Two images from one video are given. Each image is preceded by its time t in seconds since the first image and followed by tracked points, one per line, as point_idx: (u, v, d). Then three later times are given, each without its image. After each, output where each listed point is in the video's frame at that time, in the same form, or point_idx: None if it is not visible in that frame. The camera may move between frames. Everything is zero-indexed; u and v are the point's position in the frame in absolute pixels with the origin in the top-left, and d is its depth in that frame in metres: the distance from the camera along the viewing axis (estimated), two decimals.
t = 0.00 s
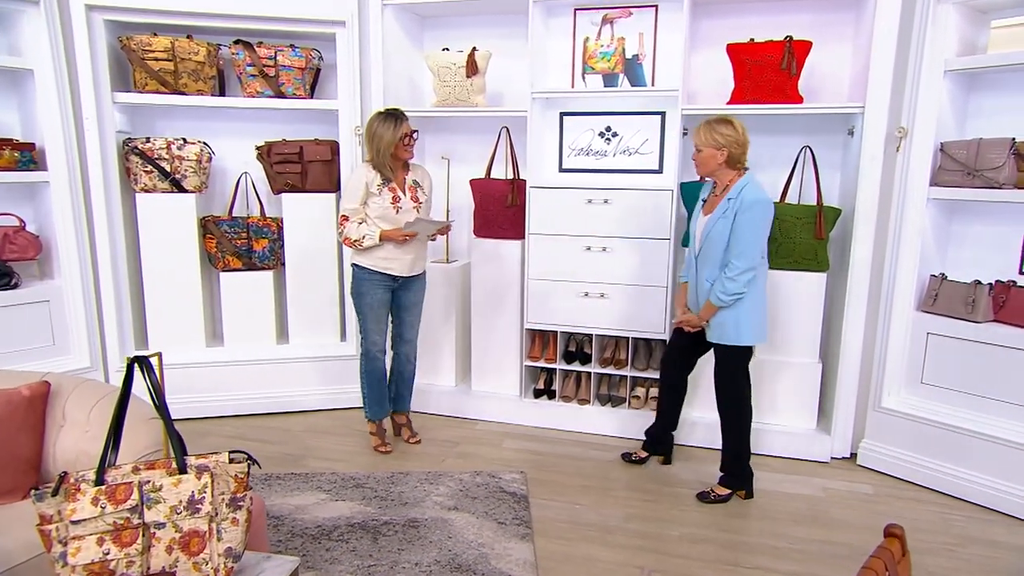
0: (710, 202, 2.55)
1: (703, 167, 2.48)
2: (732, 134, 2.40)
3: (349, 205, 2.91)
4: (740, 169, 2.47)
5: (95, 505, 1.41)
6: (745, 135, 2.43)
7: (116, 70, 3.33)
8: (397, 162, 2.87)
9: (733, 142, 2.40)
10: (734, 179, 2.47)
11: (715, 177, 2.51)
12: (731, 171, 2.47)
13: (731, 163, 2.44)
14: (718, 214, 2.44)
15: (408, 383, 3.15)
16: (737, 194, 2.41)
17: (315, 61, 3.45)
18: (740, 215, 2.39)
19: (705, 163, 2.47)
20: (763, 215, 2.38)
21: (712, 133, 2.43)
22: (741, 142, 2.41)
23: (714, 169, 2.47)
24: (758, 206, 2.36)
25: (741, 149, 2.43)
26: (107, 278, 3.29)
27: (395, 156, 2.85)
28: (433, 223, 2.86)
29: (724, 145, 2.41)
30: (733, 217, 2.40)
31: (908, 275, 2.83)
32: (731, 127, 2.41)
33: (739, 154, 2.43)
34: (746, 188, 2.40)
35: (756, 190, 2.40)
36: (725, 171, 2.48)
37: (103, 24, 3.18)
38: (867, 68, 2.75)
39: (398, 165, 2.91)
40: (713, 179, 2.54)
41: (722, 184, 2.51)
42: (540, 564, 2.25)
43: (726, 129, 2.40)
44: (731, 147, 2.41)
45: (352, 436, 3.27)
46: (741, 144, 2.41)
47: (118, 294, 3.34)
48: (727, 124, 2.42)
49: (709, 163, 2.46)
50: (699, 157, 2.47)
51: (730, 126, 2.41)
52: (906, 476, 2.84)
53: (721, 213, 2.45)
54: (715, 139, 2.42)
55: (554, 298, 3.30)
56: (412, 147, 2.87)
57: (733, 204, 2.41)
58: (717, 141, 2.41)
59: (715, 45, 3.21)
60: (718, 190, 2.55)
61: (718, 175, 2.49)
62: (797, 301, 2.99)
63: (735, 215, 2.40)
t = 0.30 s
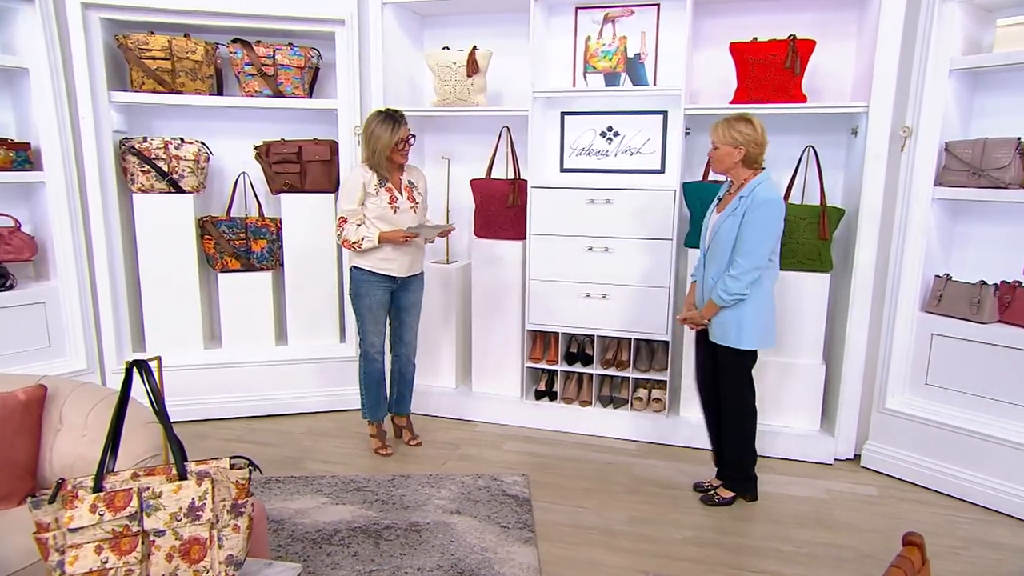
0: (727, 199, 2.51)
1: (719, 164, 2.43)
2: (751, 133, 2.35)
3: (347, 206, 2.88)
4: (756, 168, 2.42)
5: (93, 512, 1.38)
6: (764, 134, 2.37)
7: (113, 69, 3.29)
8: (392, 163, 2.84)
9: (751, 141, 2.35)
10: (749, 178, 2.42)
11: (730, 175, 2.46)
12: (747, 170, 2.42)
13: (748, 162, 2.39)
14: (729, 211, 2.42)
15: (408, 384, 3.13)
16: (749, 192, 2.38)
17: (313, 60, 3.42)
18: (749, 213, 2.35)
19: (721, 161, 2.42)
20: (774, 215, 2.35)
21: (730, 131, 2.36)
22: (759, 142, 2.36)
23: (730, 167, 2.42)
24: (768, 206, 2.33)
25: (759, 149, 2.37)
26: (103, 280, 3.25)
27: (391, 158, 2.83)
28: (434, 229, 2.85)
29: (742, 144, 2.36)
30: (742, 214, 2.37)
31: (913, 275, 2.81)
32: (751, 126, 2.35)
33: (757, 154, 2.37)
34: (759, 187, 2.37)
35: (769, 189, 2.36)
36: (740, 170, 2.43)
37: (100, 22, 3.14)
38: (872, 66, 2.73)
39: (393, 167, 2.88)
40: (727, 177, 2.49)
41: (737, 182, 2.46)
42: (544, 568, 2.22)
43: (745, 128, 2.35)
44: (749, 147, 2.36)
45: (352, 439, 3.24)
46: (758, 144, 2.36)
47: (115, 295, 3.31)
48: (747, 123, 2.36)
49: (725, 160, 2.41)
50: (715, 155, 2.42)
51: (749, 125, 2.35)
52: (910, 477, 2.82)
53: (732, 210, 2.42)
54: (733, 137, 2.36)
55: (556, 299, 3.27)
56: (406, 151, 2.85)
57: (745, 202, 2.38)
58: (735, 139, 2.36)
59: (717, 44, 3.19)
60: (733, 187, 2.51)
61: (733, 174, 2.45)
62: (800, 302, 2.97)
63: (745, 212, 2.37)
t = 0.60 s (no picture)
0: (742, 195, 2.47)
1: (735, 161, 2.39)
2: (767, 129, 2.31)
3: (352, 205, 2.85)
4: (772, 165, 2.38)
5: (102, 518, 1.35)
6: (782, 130, 2.34)
7: (120, 68, 3.27)
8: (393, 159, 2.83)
9: (769, 137, 2.32)
10: (765, 175, 2.39)
11: (746, 171, 2.43)
12: (763, 166, 2.39)
13: (764, 158, 2.36)
14: (742, 207, 2.37)
15: (416, 385, 3.10)
16: (763, 189, 2.33)
17: (321, 59, 3.39)
18: (762, 210, 2.31)
19: (738, 156, 2.37)
20: (788, 213, 2.30)
21: (747, 127, 2.33)
22: (777, 138, 2.33)
23: (746, 164, 2.38)
24: (782, 203, 2.28)
25: (777, 145, 2.34)
26: (110, 280, 3.23)
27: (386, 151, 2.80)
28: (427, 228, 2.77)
29: (758, 140, 2.32)
30: (755, 211, 2.33)
31: (928, 277, 2.78)
32: (768, 122, 2.32)
33: (774, 150, 2.34)
34: (773, 185, 2.32)
35: (784, 187, 2.32)
36: (756, 167, 2.39)
37: (107, 21, 3.12)
38: (887, 64, 2.70)
39: (398, 162, 2.86)
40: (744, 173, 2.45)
41: (752, 179, 2.43)
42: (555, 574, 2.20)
43: (762, 125, 2.31)
44: (766, 143, 2.32)
45: (359, 441, 3.22)
46: (776, 140, 2.32)
47: (122, 296, 3.29)
48: (764, 119, 2.33)
49: (742, 157, 2.37)
50: (733, 151, 2.38)
51: (767, 121, 2.32)
52: (925, 482, 2.78)
53: (745, 206, 2.37)
54: (750, 133, 2.32)
55: (565, 300, 3.24)
56: (404, 141, 2.79)
57: (758, 199, 2.34)
58: (753, 135, 2.32)
59: (729, 43, 3.15)
60: (748, 185, 2.47)
61: (748, 171, 2.42)
62: (812, 303, 2.93)
63: (758, 209, 2.32)
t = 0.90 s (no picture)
0: (755, 196, 2.44)
1: (751, 161, 2.36)
2: (785, 129, 2.28)
3: (354, 204, 2.82)
4: (789, 166, 2.34)
5: (108, 525, 1.33)
6: (799, 132, 2.30)
7: (127, 68, 3.25)
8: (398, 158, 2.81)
9: (786, 137, 2.28)
10: (781, 176, 2.35)
11: (761, 172, 2.39)
12: (778, 167, 2.35)
13: (780, 159, 2.32)
14: (757, 208, 2.33)
15: (424, 387, 3.07)
16: (779, 190, 2.29)
17: (329, 59, 3.37)
18: (778, 211, 2.27)
19: (754, 157, 2.34)
20: (804, 214, 2.26)
21: (764, 127, 2.29)
22: (794, 139, 2.29)
23: (761, 164, 2.34)
24: (799, 204, 2.25)
25: (793, 146, 2.30)
26: (117, 281, 3.21)
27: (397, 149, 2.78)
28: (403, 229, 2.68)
29: (775, 140, 2.29)
30: (771, 211, 2.29)
31: (945, 279, 2.73)
32: (785, 122, 2.28)
33: (791, 151, 2.30)
34: (789, 185, 2.28)
35: (801, 188, 2.28)
36: (772, 167, 2.35)
37: (115, 20, 3.10)
38: (904, 63, 2.66)
39: (403, 162, 2.84)
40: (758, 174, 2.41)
41: (767, 180, 2.38)
42: None
43: (779, 124, 2.28)
44: (782, 143, 2.29)
45: (367, 443, 3.19)
46: (793, 140, 2.29)
47: (129, 297, 3.27)
48: (782, 119, 2.29)
49: (758, 158, 2.33)
50: (748, 152, 2.34)
51: (784, 121, 2.28)
52: (940, 487, 2.74)
53: (760, 206, 2.34)
54: (767, 133, 2.29)
55: (575, 302, 3.21)
56: (412, 142, 2.77)
57: (774, 199, 2.30)
58: (769, 136, 2.28)
59: (741, 42, 3.11)
60: (762, 186, 2.43)
61: (764, 172, 2.38)
62: (826, 305, 2.89)
63: (774, 210, 2.28)
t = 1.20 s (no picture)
0: (764, 197, 2.40)
1: (761, 161, 2.31)
2: (797, 130, 2.24)
3: (361, 206, 2.77)
4: (798, 168, 2.31)
5: (107, 534, 1.30)
6: (811, 133, 2.26)
7: (131, 68, 3.23)
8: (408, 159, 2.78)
9: (798, 138, 2.24)
10: (791, 177, 2.32)
11: (770, 172, 2.35)
12: (789, 168, 2.31)
13: (791, 160, 2.28)
14: (767, 209, 2.29)
15: (430, 390, 3.04)
16: (791, 191, 2.25)
17: (334, 58, 3.34)
18: (790, 212, 2.23)
19: (764, 157, 2.29)
20: (816, 216, 2.22)
21: (777, 127, 2.25)
22: (806, 140, 2.25)
23: (772, 165, 2.30)
24: (811, 205, 2.21)
25: (805, 148, 2.26)
26: (120, 283, 3.19)
27: (407, 150, 2.75)
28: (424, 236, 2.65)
29: (787, 141, 2.25)
30: (782, 213, 2.25)
31: (959, 282, 2.69)
32: (798, 122, 2.25)
33: (802, 153, 2.27)
34: (801, 186, 2.24)
35: (812, 190, 2.24)
36: (782, 168, 2.32)
37: (118, 20, 3.08)
38: (917, 62, 2.62)
39: (411, 163, 2.81)
40: (767, 174, 2.38)
41: (777, 181, 2.35)
42: None
43: (792, 124, 2.24)
44: (794, 144, 2.25)
45: (371, 447, 3.16)
46: (805, 141, 2.25)
47: (132, 298, 3.25)
48: (794, 119, 2.26)
49: (768, 158, 2.29)
50: (758, 152, 2.30)
51: (796, 121, 2.24)
52: (952, 492, 2.70)
53: (771, 208, 2.29)
54: (779, 133, 2.24)
55: (582, 303, 3.17)
56: (427, 143, 2.77)
57: (785, 200, 2.26)
58: (781, 136, 2.25)
59: (751, 41, 3.08)
60: (771, 186, 2.40)
61: (774, 172, 2.34)
62: (836, 308, 2.84)
63: (785, 211, 2.24)
